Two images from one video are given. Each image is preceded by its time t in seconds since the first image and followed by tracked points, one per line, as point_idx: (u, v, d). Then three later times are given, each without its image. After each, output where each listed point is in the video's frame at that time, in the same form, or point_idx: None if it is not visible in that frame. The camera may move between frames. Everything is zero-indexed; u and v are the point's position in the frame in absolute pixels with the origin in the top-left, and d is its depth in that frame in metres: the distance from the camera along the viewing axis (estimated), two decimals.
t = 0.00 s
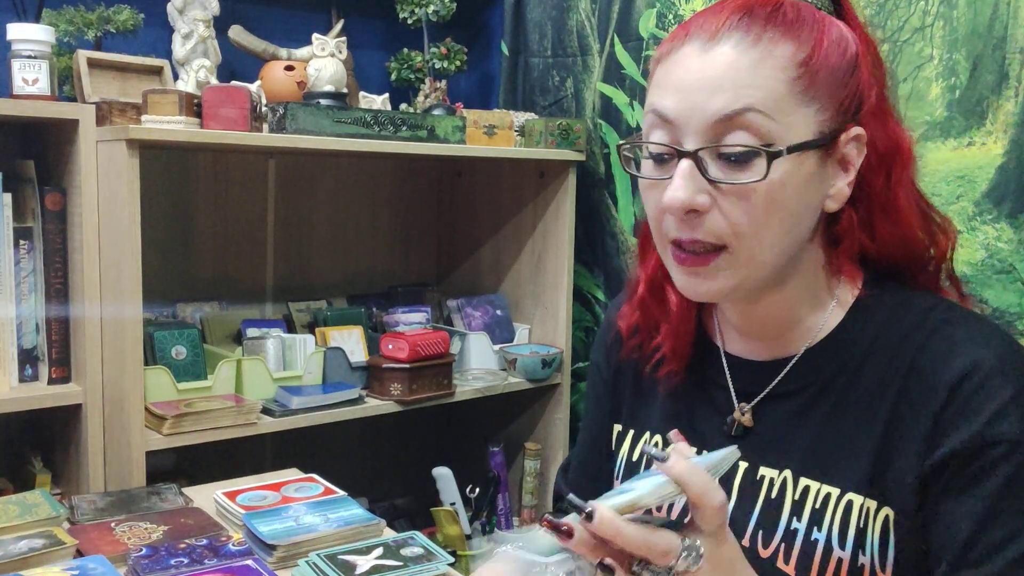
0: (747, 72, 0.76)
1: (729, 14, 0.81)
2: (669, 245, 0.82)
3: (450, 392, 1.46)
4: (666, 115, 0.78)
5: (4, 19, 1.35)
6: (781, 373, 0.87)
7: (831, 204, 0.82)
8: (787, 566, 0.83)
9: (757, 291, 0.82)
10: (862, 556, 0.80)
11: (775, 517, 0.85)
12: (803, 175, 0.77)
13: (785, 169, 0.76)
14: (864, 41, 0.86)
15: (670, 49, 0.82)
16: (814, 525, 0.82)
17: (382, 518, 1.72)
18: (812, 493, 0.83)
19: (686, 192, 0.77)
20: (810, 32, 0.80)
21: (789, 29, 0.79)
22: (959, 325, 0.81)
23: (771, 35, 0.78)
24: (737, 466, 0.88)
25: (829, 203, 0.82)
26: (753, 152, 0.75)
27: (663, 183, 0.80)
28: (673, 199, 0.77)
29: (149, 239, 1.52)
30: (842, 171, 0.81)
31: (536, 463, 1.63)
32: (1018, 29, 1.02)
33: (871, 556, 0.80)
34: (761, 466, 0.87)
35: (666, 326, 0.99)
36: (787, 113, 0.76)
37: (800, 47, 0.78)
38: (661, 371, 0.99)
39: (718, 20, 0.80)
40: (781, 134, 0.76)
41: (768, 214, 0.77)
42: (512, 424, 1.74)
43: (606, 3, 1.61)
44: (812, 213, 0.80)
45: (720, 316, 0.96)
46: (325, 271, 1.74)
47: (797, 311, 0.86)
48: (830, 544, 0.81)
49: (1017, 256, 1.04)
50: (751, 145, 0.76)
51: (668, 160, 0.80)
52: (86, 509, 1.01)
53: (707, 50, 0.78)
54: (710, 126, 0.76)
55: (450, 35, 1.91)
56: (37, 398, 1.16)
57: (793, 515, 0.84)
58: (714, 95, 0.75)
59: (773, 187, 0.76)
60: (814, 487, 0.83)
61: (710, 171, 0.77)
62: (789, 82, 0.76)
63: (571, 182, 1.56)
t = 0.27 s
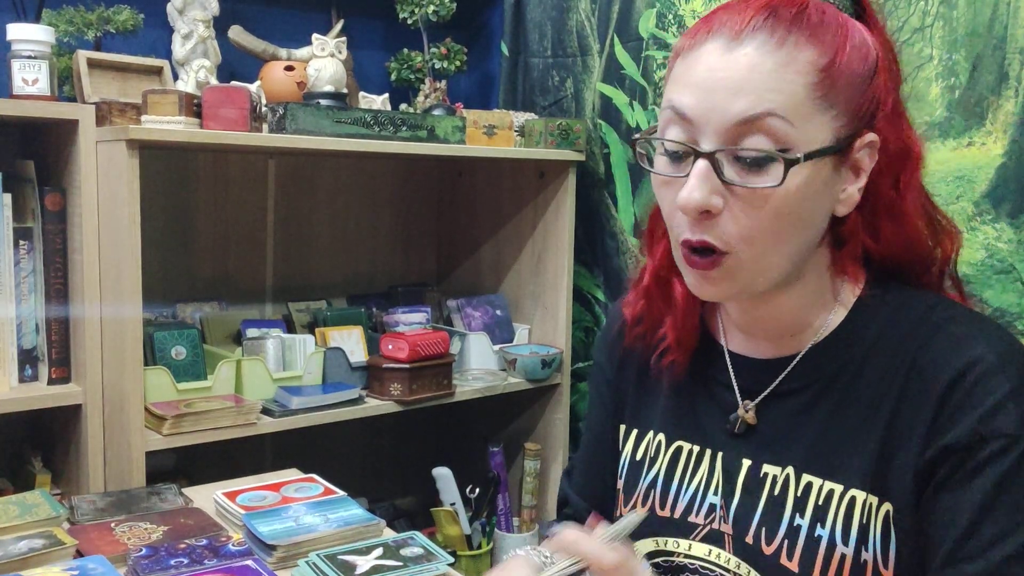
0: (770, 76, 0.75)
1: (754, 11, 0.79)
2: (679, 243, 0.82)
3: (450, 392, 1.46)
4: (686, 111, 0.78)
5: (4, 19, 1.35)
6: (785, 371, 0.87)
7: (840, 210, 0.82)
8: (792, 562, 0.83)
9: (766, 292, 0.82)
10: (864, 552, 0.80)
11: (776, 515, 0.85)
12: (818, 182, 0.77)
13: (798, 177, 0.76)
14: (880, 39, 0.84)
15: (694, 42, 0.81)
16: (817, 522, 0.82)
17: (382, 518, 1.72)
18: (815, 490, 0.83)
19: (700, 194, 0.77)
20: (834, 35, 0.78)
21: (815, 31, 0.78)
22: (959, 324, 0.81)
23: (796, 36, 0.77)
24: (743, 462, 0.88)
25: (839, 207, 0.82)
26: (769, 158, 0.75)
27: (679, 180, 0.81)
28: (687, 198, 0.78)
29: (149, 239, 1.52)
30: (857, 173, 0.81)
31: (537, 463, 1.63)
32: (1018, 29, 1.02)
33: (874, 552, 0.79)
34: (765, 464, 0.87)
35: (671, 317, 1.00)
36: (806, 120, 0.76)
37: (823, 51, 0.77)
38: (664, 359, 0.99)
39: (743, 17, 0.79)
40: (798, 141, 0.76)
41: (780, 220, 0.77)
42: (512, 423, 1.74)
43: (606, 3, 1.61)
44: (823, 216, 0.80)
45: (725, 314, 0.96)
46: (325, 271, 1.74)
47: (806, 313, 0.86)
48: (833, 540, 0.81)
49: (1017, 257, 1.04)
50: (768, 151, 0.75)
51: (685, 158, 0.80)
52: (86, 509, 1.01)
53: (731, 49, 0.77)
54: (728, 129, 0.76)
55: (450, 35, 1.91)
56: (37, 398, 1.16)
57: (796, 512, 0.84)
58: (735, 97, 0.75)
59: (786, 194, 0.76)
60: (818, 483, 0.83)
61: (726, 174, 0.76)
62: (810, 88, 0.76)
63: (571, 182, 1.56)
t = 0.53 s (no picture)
0: (753, 103, 0.74)
1: (741, 29, 0.77)
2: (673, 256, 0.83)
3: (450, 392, 1.46)
4: (671, 135, 0.77)
5: (5, 19, 1.35)
6: (784, 368, 0.87)
7: (834, 220, 0.81)
8: (793, 558, 0.83)
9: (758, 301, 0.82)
10: (866, 549, 0.80)
11: (777, 511, 0.85)
12: (804, 203, 0.76)
13: (785, 201, 0.75)
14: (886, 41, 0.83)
15: (681, 60, 0.80)
16: (819, 518, 0.82)
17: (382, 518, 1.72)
18: (818, 487, 0.83)
19: (686, 220, 0.77)
20: (822, 53, 0.76)
21: (803, 51, 0.76)
22: (959, 322, 0.81)
23: (782, 58, 0.75)
24: (741, 458, 0.88)
25: (832, 219, 0.81)
26: (753, 185, 0.74)
27: (668, 199, 0.80)
28: (673, 224, 0.78)
29: (149, 239, 1.52)
30: (848, 188, 0.80)
31: (536, 463, 1.63)
32: (1018, 29, 1.02)
33: (876, 549, 0.79)
34: (765, 460, 0.87)
35: (678, 309, 1.00)
36: (791, 144, 0.74)
37: (810, 71, 0.75)
38: (669, 349, 0.99)
39: (730, 35, 0.77)
40: (784, 166, 0.75)
41: (767, 241, 0.77)
42: (512, 423, 1.74)
43: (606, 3, 1.61)
44: (812, 230, 0.79)
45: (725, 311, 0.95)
46: (324, 271, 1.74)
47: (801, 319, 0.86)
48: (835, 537, 0.81)
49: (1017, 257, 1.04)
50: (752, 177, 0.75)
51: (673, 178, 0.79)
52: (86, 509, 1.01)
53: (715, 73, 0.75)
54: (712, 156, 0.75)
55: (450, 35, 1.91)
56: (38, 398, 1.16)
57: (799, 508, 0.83)
58: (718, 126, 0.74)
59: (773, 218, 0.76)
60: (822, 481, 0.83)
61: (711, 200, 0.76)
62: (795, 113, 0.74)
63: (571, 182, 1.56)
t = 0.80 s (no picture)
0: (773, 101, 0.74)
1: (761, 27, 0.77)
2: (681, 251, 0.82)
3: (450, 392, 1.46)
4: (689, 130, 0.77)
5: (4, 19, 1.35)
6: (781, 364, 0.87)
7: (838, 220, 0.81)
8: (792, 552, 0.83)
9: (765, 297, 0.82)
10: (863, 541, 0.80)
11: (774, 507, 0.85)
12: (816, 202, 0.77)
13: (799, 199, 0.75)
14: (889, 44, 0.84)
15: (699, 56, 0.79)
16: (817, 511, 0.82)
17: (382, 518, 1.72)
18: (814, 480, 0.83)
19: (702, 216, 0.76)
20: (840, 55, 0.76)
21: (822, 51, 0.76)
22: (956, 320, 0.81)
23: (802, 57, 0.75)
24: (738, 455, 0.88)
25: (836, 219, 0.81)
26: (771, 183, 0.74)
27: (680, 195, 0.80)
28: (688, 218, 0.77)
29: (149, 239, 1.52)
30: (854, 188, 0.80)
31: (536, 463, 1.64)
32: (1018, 30, 1.02)
33: (873, 541, 0.80)
34: (762, 456, 0.87)
35: (678, 305, 1.00)
36: (809, 144, 0.75)
37: (828, 72, 0.75)
38: (668, 345, 0.99)
39: (750, 32, 0.77)
40: (800, 164, 0.75)
41: (780, 238, 0.77)
42: (512, 423, 1.74)
43: (606, 3, 1.61)
44: (820, 229, 0.79)
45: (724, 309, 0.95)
46: (324, 271, 1.74)
47: (802, 316, 0.86)
48: (832, 529, 0.81)
49: (1017, 256, 1.04)
50: (769, 174, 0.75)
51: (687, 173, 0.78)
52: (86, 508, 1.01)
53: (736, 71, 0.75)
54: (731, 152, 0.74)
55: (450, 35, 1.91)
56: (38, 398, 1.16)
57: (796, 502, 0.83)
58: (738, 123, 0.74)
59: (787, 215, 0.76)
60: (816, 473, 0.83)
61: (727, 197, 0.76)
62: (814, 113, 0.74)
63: (571, 182, 1.56)
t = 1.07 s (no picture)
0: (794, 90, 0.74)
1: (783, 20, 0.78)
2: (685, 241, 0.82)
3: (450, 392, 1.46)
4: (707, 114, 0.77)
5: (4, 19, 1.35)
6: (775, 364, 0.87)
7: (841, 221, 0.82)
8: (785, 550, 0.83)
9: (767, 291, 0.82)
10: (856, 538, 0.80)
11: (770, 505, 0.85)
12: (826, 196, 0.77)
13: (811, 192, 0.76)
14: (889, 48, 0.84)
15: (719, 45, 0.80)
16: (809, 510, 0.82)
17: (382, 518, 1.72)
18: (806, 478, 0.83)
19: (715, 202, 0.76)
20: (856, 53, 0.77)
21: (840, 47, 0.77)
22: (953, 318, 0.80)
23: (822, 51, 0.76)
24: (734, 455, 0.88)
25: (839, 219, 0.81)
26: (787, 171, 0.75)
27: (692, 181, 0.80)
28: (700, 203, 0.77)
29: (149, 239, 1.52)
30: (858, 188, 0.80)
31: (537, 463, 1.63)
32: (1018, 30, 1.02)
33: (866, 538, 0.80)
34: (757, 455, 0.87)
35: (672, 305, 1.00)
36: (824, 136, 0.75)
37: (845, 68, 0.76)
38: (663, 346, 0.99)
39: (772, 25, 0.78)
40: (815, 156, 0.75)
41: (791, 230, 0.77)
42: (512, 423, 1.74)
43: (606, 3, 1.61)
44: (824, 227, 0.80)
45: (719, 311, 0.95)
46: (325, 271, 1.74)
47: (798, 315, 0.86)
48: (825, 527, 0.81)
49: (1017, 257, 1.04)
50: (785, 162, 0.75)
51: (700, 159, 0.78)
52: (86, 509, 1.01)
53: (757, 59, 0.76)
54: (749, 137, 0.75)
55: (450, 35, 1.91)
56: (37, 398, 1.16)
57: (788, 500, 0.84)
58: (758, 108, 0.74)
59: (798, 207, 0.76)
60: (808, 472, 0.83)
61: (740, 183, 0.76)
62: (831, 106, 0.75)
63: (571, 182, 1.56)
